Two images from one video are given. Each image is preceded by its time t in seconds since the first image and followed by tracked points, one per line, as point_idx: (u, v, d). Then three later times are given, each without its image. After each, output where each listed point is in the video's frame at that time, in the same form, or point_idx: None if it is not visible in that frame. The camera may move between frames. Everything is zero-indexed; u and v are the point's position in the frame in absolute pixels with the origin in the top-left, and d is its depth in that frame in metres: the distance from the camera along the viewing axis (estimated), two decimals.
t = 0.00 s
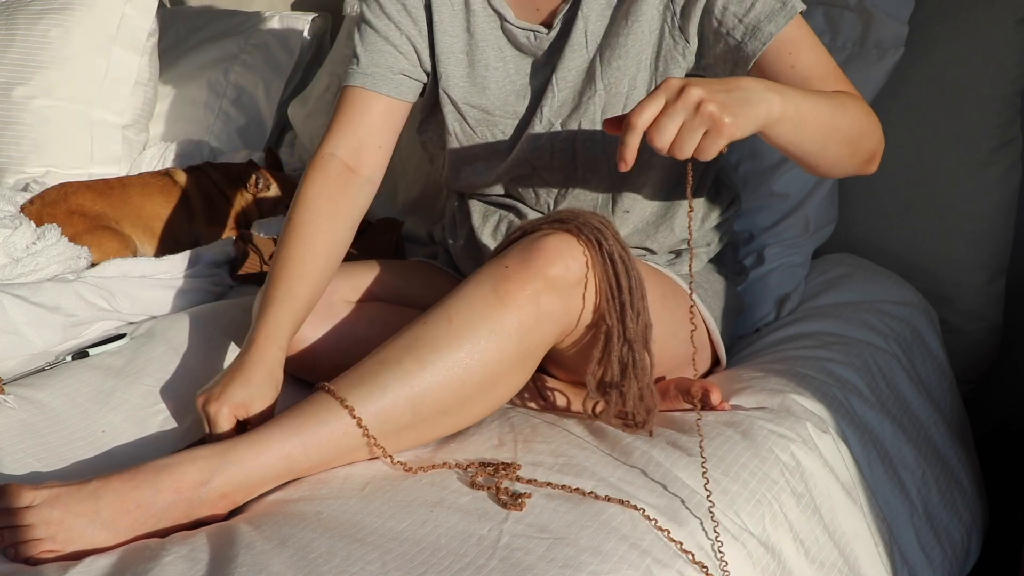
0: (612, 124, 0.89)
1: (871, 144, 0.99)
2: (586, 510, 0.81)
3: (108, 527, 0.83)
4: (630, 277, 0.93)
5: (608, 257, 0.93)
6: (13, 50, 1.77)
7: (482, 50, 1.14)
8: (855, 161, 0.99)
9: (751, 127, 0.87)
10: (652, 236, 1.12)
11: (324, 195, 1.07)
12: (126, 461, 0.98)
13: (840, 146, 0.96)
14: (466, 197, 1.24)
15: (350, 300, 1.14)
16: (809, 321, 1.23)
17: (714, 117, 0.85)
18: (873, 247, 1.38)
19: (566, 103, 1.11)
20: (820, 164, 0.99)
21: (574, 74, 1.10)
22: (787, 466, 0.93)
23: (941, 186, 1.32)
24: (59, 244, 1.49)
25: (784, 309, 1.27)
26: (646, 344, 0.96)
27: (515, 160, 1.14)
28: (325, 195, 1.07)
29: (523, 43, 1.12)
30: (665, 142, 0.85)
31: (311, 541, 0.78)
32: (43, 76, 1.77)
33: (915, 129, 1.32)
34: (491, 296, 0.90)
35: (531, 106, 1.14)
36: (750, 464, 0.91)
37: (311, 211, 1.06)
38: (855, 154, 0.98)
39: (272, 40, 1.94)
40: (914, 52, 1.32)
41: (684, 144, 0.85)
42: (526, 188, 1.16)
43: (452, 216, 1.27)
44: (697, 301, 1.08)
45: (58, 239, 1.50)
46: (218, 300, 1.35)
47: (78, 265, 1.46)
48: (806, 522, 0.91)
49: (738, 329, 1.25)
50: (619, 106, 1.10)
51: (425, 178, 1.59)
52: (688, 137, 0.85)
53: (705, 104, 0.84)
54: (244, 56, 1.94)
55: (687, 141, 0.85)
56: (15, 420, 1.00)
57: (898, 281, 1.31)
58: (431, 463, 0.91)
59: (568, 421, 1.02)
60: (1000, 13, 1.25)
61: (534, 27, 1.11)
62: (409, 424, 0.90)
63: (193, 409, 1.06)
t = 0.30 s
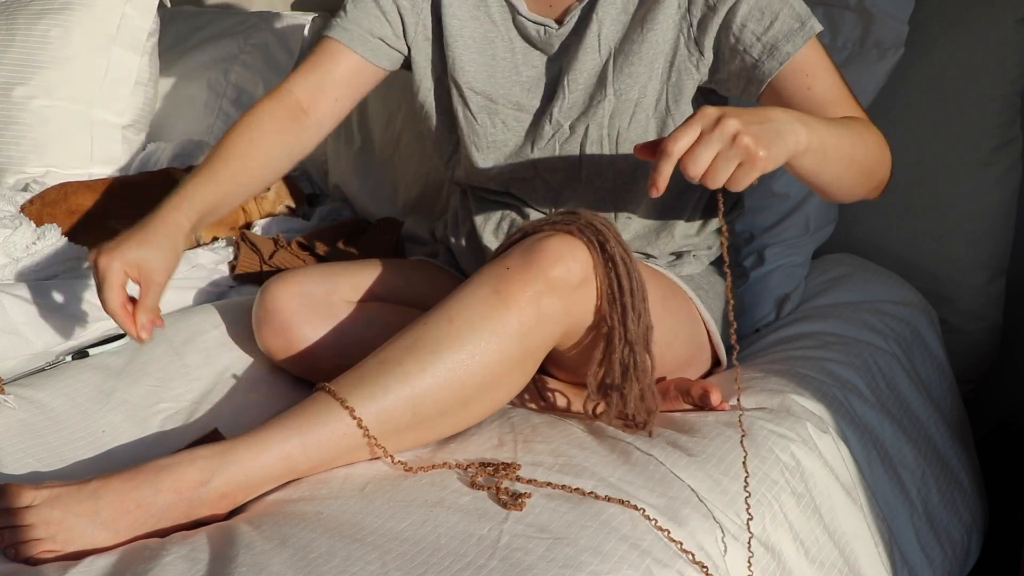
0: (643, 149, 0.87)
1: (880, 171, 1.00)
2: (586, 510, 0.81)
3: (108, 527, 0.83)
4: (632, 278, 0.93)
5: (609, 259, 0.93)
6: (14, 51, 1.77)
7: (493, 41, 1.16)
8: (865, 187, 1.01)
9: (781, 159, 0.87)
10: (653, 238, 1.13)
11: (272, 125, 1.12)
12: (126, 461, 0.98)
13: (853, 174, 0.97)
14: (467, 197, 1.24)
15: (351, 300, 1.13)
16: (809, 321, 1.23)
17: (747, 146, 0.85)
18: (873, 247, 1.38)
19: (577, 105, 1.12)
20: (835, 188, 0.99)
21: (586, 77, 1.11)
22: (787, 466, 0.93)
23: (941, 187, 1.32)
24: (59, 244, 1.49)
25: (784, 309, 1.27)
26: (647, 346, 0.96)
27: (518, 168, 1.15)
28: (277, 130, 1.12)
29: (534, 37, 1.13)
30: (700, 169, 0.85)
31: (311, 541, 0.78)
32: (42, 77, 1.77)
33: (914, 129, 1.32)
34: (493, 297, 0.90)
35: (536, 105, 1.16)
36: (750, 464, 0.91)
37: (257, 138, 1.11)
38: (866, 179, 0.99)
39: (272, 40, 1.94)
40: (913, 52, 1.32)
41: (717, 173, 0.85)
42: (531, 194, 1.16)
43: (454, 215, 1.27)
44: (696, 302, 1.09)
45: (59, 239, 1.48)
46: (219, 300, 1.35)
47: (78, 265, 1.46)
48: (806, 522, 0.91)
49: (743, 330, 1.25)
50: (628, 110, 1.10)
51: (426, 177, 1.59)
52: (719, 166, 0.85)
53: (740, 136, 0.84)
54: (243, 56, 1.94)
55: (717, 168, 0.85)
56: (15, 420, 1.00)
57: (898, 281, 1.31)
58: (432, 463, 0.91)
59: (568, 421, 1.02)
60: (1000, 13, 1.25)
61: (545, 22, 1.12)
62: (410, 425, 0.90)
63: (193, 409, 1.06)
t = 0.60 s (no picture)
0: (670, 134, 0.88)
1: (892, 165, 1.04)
2: (586, 510, 0.81)
3: (108, 527, 0.83)
4: (634, 283, 0.94)
5: (611, 263, 0.93)
6: (14, 50, 1.77)
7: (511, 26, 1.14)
8: (879, 180, 1.04)
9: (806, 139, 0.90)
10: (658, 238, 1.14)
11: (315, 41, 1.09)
12: (126, 461, 0.98)
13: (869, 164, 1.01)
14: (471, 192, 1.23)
15: (354, 300, 1.13)
16: (809, 321, 1.23)
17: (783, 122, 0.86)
18: (873, 247, 1.38)
19: (598, 99, 1.13)
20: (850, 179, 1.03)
21: (607, 71, 1.12)
22: (787, 466, 0.93)
23: (941, 187, 1.32)
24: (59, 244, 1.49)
25: (784, 310, 1.27)
26: (650, 351, 0.96)
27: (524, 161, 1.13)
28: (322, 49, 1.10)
29: (553, 31, 1.13)
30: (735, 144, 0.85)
31: (310, 540, 0.78)
32: (43, 77, 1.77)
33: (915, 129, 1.32)
34: (495, 300, 0.90)
35: (553, 92, 1.15)
36: (750, 464, 0.91)
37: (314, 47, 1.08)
38: (881, 172, 1.03)
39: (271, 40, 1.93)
40: (914, 52, 1.32)
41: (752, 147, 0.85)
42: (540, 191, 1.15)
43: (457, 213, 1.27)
44: (698, 303, 1.09)
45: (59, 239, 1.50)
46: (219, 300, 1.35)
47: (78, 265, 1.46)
48: (806, 523, 0.91)
49: (750, 324, 1.24)
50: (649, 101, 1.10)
51: (426, 177, 1.59)
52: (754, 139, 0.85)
53: (769, 110, 0.85)
54: (244, 56, 1.94)
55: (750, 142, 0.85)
56: (15, 420, 1.00)
57: (898, 281, 1.31)
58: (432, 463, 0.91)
59: (568, 422, 1.01)
60: (1000, 13, 1.25)
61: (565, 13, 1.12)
62: (410, 428, 0.90)
63: (193, 409, 1.06)
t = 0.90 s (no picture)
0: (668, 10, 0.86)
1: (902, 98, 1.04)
2: (586, 510, 0.81)
3: (108, 527, 0.83)
4: (637, 285, 0.94)
5: (613, 265, 0.93)
6: (13, 50, 1.77)
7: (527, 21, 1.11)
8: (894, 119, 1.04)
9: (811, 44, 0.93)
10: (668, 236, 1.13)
11: (427, 81, 1.02)
12: (126, 461, 0.98)
13: (879, 99, 1.01)
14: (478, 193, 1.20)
15: (356, 299, 1.13)
16: (809, 321, 1.23)
17: None
18: (873, 247, 1.38)
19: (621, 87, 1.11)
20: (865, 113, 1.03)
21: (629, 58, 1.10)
22: (787, 466, 0.93)
23: (941, 187, 1.32)
24: (59, 244, 1.48)
25: (784, 311, 1.27)
26: (652, 353, 0.96)
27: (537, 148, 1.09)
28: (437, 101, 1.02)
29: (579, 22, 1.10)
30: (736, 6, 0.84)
31: (311, 540, 0.78)
32: (43, 77, 1.77)
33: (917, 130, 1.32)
34: (498, 302, 0.90)
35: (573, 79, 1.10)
36: (751, 464, 0.91)
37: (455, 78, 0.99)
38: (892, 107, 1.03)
39: (272, 40, 1.93)
40: (914, 52, 1.32)
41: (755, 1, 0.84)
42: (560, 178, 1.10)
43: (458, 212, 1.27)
44: (699, 305, 1.09)
45: (59, 239, 1.50)
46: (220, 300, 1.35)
47: (78, 265, 1.46)
48: (806, 523, 0.91)
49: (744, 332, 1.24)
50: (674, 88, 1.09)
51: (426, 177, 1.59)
52: None
53: None
54: (244, 56, 1.93)
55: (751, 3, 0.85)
56: (15, 420, 1.00)
57: (898, 281, 1.31)
58: (433, 464, 0.91)
59: (569, 423, 1.01)
60: (1001, 13, 1.25)
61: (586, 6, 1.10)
62: (411, 430, 0.90)
63: (193, 409, 1.06)
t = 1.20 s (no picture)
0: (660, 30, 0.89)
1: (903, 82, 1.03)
2: (587, 510, 0.81)
3: (108, 527, 0.83)
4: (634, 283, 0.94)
5: (611, 263, 0.93)
6: (14, 50, 1.77)
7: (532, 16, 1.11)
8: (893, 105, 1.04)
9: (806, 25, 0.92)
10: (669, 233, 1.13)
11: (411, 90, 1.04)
12: (126, 461, 0.98)
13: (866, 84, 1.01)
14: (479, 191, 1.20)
15: (357, 297, 1.13)
16: (808, 321, 1.23)
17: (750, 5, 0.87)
18: (873, 247, 1.38)
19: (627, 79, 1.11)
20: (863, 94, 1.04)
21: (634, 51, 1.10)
22: (787, 466, 0.93)
23: (941, 187, 1.32)
24: (59, 244, 1.48)
25: (784, 311, 1.27)
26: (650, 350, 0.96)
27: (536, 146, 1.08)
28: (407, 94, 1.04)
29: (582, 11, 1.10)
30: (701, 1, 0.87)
31: (311, 541, 0.78)
32: (43, 77, 1.77)
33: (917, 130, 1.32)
34: (496, 299, 0.90)
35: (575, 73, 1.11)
36: (750, 464, 0.91)
37: (437, 70, 1.01)
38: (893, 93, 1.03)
39: (272, 40, 1.92)
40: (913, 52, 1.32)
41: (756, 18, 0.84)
42: (565, 173, 1.09)
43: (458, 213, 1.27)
44: (699, 304, 1.09)
45: (59, 240, 1.50)
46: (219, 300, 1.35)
47: (78, 265, 1.46)
48: (806, 523, 0.91)
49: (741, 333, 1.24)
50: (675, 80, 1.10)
51: (426, 177, 1.59)
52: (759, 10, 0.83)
53: None
54: (244, 56, 1.93)
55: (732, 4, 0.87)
56: (15, 420, 1.00)
57: (898, 281, 1.31)
58: (433, 464, 0.91)
59: (569, 422, 1.02)
60: (1001, 13, 1.25)
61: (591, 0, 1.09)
62: (410, 428, 0.90)
63: (193, 409, 1.06)
